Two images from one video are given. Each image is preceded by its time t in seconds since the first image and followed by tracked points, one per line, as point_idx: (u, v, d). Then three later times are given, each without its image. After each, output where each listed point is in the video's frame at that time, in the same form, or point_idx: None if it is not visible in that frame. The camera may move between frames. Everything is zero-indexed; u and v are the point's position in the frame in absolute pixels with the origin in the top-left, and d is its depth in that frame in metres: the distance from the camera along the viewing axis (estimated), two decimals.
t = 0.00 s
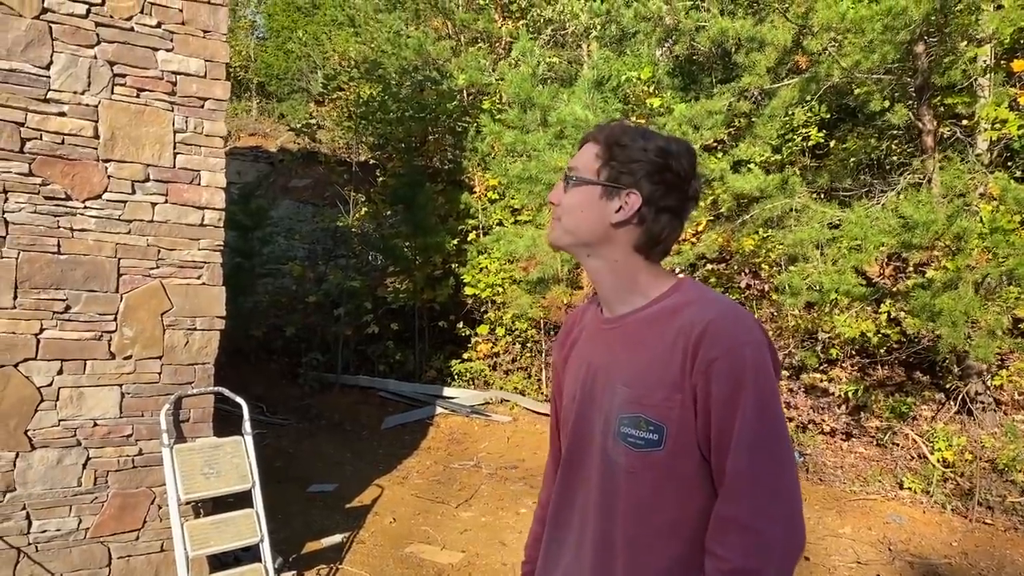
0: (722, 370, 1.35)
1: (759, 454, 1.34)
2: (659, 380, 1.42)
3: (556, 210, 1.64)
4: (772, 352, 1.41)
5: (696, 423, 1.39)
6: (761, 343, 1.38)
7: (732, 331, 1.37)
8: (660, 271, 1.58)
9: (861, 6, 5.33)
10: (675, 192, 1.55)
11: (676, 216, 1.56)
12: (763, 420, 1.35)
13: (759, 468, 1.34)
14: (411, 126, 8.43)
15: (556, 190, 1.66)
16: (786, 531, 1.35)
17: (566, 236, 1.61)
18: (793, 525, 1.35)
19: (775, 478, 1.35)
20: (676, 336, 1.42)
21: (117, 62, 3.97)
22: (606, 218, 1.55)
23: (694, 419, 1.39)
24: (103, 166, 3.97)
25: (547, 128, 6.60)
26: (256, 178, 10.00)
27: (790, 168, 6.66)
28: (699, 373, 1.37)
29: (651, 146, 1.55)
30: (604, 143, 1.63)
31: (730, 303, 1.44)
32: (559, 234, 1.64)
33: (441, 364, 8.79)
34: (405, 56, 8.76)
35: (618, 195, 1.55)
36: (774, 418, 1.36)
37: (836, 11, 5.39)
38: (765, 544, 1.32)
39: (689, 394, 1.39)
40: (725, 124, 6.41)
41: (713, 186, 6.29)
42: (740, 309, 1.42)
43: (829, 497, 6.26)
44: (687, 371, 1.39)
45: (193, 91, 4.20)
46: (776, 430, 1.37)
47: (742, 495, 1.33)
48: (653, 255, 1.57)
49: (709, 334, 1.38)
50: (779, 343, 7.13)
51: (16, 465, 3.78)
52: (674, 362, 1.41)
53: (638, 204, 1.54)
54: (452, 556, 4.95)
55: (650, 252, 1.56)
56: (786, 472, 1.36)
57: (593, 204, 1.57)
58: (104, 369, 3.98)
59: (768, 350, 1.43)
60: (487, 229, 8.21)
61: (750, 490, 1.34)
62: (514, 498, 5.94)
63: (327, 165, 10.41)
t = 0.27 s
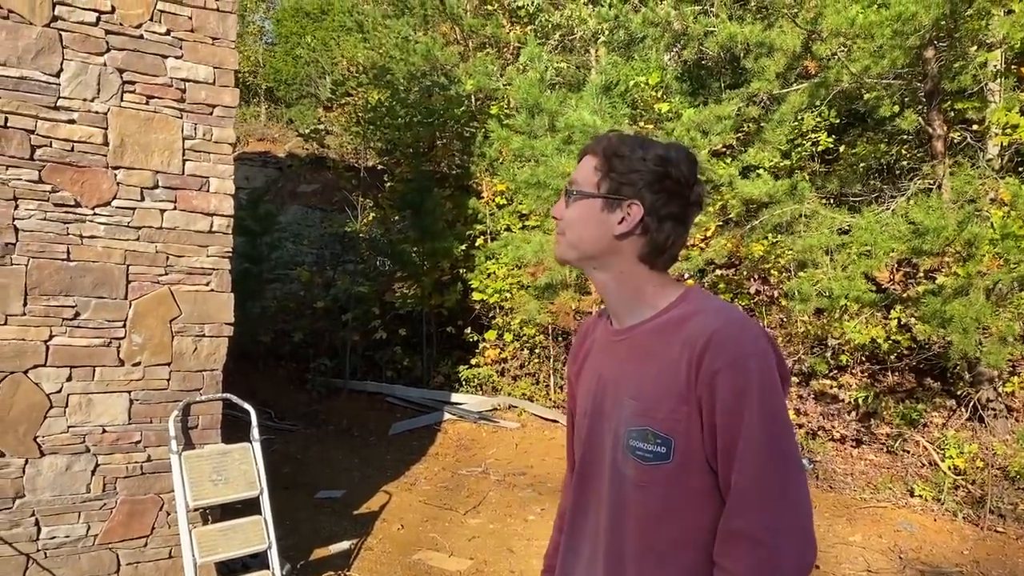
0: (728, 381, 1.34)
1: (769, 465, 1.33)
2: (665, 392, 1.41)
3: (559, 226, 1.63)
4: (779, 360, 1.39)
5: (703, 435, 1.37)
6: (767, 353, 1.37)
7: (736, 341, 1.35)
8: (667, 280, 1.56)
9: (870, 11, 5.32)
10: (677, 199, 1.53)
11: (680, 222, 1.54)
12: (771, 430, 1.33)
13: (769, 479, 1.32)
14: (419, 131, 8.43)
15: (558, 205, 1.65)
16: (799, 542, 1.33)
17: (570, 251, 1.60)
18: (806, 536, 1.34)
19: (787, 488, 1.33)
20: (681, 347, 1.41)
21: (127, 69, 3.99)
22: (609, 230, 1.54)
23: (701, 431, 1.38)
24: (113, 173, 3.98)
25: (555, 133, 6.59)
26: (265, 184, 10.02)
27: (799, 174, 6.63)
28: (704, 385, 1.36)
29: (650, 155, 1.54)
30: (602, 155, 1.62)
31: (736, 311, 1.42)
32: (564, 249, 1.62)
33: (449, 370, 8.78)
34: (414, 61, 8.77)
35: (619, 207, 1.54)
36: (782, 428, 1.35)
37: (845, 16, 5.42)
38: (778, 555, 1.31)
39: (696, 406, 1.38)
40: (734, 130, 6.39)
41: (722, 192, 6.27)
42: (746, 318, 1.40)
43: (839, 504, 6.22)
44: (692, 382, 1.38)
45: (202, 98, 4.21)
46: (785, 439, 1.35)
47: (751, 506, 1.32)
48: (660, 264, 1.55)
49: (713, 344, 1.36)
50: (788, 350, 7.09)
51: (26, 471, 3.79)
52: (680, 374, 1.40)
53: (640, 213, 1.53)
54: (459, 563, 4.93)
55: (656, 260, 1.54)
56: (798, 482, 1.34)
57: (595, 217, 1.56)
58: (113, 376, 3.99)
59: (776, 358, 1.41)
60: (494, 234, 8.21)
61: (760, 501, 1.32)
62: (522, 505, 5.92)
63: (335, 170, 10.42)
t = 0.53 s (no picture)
0: (749, 382, 1.32)
1: (797, 463, 1.31)
2: (684, 394, 1.39)
3: (570, 234, 1.61)
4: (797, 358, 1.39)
5: (724, 436, 1.36)
6: (786, 351, 1.36)
7: (756, 341, 1.34)
8: (680, 279, 1.56)
9: (880, 12, 5.29)
10: (688, 197, 1.54)
11: (692, 220, 1.55)
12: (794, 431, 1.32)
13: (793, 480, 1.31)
14: (427, 135, 8.44)
15: (566, 213, 1.63)
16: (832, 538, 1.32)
17: (583, 258, 1.58)
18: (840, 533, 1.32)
19: (812, 489, 1.32)
20: (699, 349, 1.40)
21: (136, 73, 4.01)
22: (625, 234, 1.53)
23: (724, 432, 1.36)
24: (122, 176, 3.99)
25: (563, 136, 6.58)
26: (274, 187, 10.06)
27: (809, 176, 6.61)
28: (725, 386, 1.35)
29: (659, 154, 1.54)
30: (608, 158, 1.61)
31: (753, 311, 1.41)
32: (575, 257, 1.61)
33: (458, 373, 8.77)
34: (422, 65, 8.79)
35: (632, 210, 1.53)
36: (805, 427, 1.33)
37: (855, 18, 5.34)
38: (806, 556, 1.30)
39: (717, 407, 1.36)
40: (743, 132, 6.37)
41: (731, 195, 6.25)
42: (763, 318, 1.39)
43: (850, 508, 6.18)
44: (712, 383, 1.37)
45: (211, 102, 4.23)
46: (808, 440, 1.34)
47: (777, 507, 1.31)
48: (674, 263, 1.55)
49: (733, 345, 1.35)
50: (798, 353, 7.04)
51: (36, 474, 3.80)
52: (699, 375, 1.38)
53: (655, 215, 1.52)
54: (468, 567, 4.92)
55: (670, 261, 1.54)
56: (823, 481, 1.33)
57: (608, 222, 1.55)
58: (123, 379, 4.00)
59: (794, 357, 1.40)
60: (503, 237, 8.20)
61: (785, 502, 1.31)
62: (531, 508, 5.90)
63: (344, 174, 10.45)
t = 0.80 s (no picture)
0: (767, 378, 1.34)
1: (817, 458, 1.33)
2: (699, 392, 1.40)
3: (579, 237, 1.62)
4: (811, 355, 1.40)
5: (740, 433, 1.37)
6: (801, 348, 1.38)
7: (772, 338, 1.36)
8: (688, 278, 1.57)
9: (889, 12, 5.28)
10: (695, 195, 1.56)
11: (700, 219, 1.56)
12: (811, 425, 1.34)
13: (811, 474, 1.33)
14: (436, 136, 8.46)
15: (573, 216, 1.64)
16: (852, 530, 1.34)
17: (593, 260, 1.59)
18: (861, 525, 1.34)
19: (830, 483, 1.33)
20: (714, 347, 1.41)
21: (147, 76, 4.05)
22: (635, 235, 1.54)
23: (740, 428, 1.37)
24: (132, 178, 4.03)
25: (571, 137, 6.59)
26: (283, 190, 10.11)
27: (817, 176, 6.60)
28: (743, 383, 1.36)
29: (665, 153, 1.55)
30: (613, 161, 1.61)
31: (765, 310, 1.42)
32: (584, 259, 1.61)
33: (466, 374, 8.79)
34: (430, 66, 8.82)
35: (641, 210, 1.54)
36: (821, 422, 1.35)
37: (863, 17, 5.35)
38: (825, 549, 1.32)
39: (733, 404, 1.37)
40: (751, 132, 6.36)
41: (740, 195, 6.23)
42: (776, 315, 1.41)
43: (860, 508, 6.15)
44: (729, 381, 1.38)
45: (220, 104, 4.26)
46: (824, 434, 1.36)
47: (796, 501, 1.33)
48: (684, 262, 1.56)
49: (749, 343, 1.36)
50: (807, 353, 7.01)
51: (47, 474, 3.83)
52: (714, 373, 1.39)
53: (664, 216, 1.53)
54: (477, 566, 4.93)
55: (679, 260, 1.55)
56: (842, 475, 1.35)
57: (618, 224, 1.55)
58: (133, 379, 4.03)
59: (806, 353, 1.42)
60: (511, 238, 8.22)
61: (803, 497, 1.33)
62: (539, 508, 5.90)
63: (353, 175, 10.49)
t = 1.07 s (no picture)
0: (779, 380, 1.33)
1: (827, 462, 1.32)
2: (712, 391, 1.40)
3: (597, 232, 1.62)
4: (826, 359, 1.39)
5: (752, 434, 1.37)
6: (816, 351, 1.37)
7: (787, 340, 1.35)
8: (705, 276, 1.57)
9: (899, 10, 5.25)
10: (714, 192, 1.55)
11: (719, 216, 1.56)
12: (823, 427, 1.33)
13: (822, 477, 1.32)
14: (445, 137, 8.47)
15: (592, 211, 1.64)
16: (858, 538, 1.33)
17: (610, 256, 1.59)
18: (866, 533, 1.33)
19: (839, 487, 1.33)
20: (728, 347, 1.40)
21: (158, 78, 4.07)
22: (652, 231, 1.54)
23: (751, 429, 1.37)
24: (144, 180, 4.05)
25: (580, 137, 6.59)
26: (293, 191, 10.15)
27: (828, 175, 6.57)
28: (755, 384, 1.35)
29: (685, 150, 1.54)
30: (633, 156, 1.62)
31: (782, 311, 1.41)
32: (602, 255, 1.61)
33: (476, 374, 8.79)
34: (439, 67, 8.85)
35: (659, 206, 1.54)
36: (834, 425, 1.34)
37: (873, 15, 5.32)
38: (834, 554, 1.31)
39: (745, 404, 1.37)
40: (761, 131, 6.34)
41: (750, 194, 6.21)
42: (792, 316, 1.40)
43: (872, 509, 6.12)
44: (741, 381, 1.37)
45: (231, 106, 4.29)
46: (837, 438, 1.35)
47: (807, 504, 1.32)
48: (701, 259, 1.55)
49: (763, 343, 1.36)
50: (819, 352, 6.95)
51: (61, 474, 3.85)
52: (727, 373, 1.39)
53: (682, 211, 1.53)
54: (488, 567, 4.93)
55: (697, 257, 1.55)
56: (851, 482, 1.34)
57: (635, 220, 1.55)
58: (146, 380, 4.05)
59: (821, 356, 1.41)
60: (521, 238, 8.22)
61: (814, 499, 1.32)
62: (550, 509, 5.90)
63: (363, 177, 10.52)
